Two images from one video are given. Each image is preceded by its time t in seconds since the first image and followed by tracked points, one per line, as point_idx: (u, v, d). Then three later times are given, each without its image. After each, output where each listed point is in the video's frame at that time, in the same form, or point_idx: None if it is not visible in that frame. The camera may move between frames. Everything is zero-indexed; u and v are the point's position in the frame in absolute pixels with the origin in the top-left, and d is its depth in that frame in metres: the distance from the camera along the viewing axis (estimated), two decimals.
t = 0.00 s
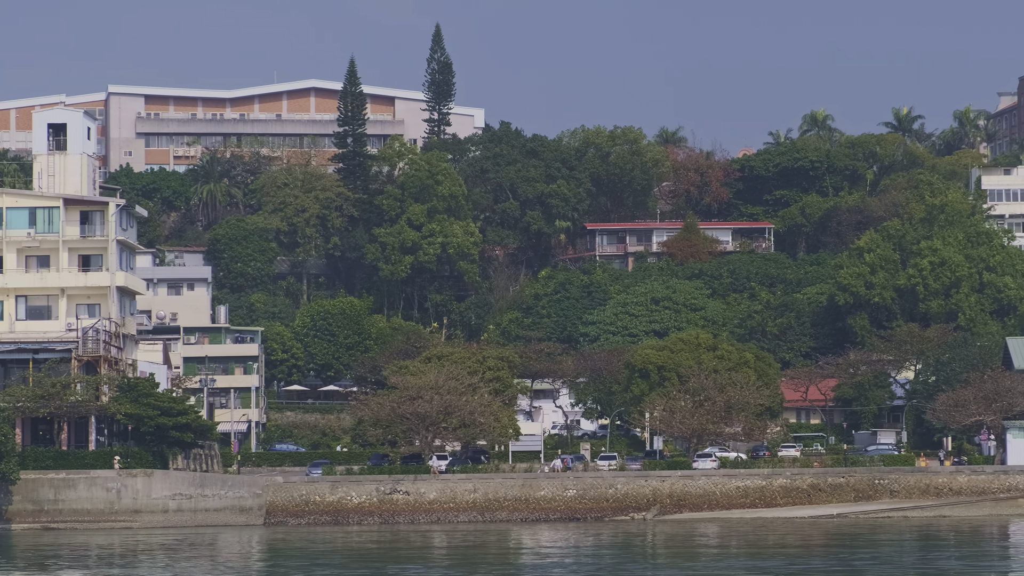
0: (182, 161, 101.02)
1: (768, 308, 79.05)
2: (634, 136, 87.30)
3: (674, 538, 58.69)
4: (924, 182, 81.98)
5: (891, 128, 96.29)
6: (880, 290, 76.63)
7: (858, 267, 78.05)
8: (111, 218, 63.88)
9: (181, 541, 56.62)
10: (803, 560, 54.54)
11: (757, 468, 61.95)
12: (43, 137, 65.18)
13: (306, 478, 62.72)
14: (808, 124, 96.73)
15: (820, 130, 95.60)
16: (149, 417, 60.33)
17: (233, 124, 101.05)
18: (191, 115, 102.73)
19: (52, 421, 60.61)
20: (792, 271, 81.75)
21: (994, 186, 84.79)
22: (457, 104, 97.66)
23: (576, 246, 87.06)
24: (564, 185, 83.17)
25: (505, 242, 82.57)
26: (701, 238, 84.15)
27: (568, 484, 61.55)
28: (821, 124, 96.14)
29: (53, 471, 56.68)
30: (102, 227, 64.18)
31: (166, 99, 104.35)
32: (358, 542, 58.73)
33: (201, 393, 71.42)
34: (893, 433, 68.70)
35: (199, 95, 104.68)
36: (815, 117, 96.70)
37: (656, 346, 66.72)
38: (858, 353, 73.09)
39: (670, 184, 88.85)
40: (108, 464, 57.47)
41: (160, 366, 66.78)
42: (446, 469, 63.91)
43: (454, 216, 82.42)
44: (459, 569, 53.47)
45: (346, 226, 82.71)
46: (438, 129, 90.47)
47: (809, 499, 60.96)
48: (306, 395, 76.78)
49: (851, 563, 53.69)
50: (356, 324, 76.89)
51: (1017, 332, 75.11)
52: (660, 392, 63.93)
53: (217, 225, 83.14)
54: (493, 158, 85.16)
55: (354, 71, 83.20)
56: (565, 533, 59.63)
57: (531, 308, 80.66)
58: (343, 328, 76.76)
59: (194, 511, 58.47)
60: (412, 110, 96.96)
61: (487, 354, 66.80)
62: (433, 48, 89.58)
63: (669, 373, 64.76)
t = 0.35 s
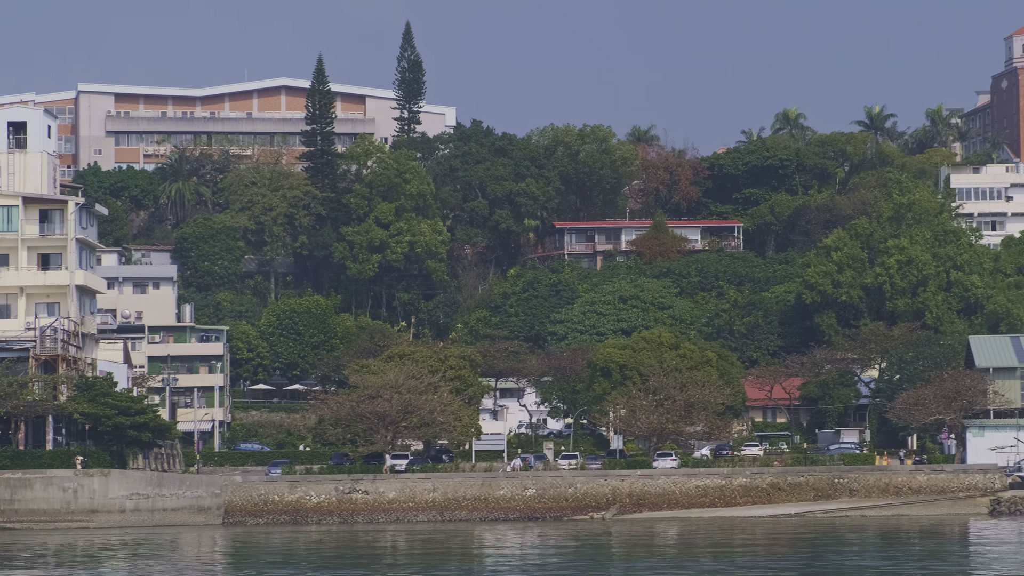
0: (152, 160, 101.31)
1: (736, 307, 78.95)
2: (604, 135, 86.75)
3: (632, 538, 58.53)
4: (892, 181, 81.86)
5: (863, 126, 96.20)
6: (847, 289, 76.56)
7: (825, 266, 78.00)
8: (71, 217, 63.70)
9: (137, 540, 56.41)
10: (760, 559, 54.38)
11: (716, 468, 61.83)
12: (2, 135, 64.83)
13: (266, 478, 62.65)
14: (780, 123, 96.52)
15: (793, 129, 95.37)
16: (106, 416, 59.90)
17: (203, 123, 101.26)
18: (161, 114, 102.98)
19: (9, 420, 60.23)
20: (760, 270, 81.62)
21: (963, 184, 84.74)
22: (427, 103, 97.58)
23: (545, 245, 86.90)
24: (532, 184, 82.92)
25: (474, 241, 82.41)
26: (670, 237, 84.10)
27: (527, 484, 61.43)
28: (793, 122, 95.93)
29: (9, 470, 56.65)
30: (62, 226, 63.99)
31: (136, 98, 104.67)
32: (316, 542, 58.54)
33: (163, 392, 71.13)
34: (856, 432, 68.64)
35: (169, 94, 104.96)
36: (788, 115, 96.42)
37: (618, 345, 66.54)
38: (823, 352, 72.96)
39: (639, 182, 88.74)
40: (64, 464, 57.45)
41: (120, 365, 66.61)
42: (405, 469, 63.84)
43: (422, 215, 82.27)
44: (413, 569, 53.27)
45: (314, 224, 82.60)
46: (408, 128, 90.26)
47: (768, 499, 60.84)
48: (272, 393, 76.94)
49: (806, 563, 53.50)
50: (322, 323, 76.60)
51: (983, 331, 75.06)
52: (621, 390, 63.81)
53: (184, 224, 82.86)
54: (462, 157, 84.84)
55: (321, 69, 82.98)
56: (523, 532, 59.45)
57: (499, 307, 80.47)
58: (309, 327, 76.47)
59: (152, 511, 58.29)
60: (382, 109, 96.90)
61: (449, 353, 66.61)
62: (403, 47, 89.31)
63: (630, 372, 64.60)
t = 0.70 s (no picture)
0: (112, 159, 101.06)
1: (693, 307, 78.88)
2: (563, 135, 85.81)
3: (580, 537, 58.45)
4: (851, 181, 81.88)
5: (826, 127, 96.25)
6: (804, 290, 76.57)
7: (782, 266, 78.03)
8: (20, 216, 63.35)
9: (82, 540, 56.08)
10: (705, 560, 54.28)
11: (665, 468, 61.77)
12: None
13: (214, 478, 62.40)
14: (743, 123, 96.44)
15: (756, 130, 95.22)
16: (53, 415, 59.14)
17: (164, 122, 101.16)
18: (122, 113, 102.75)
19: None
20: (718, 270, 81.61)
21: (921, 185, 84.84)
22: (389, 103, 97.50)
23: (504, 245, 86.81)
24: (491, 184, 82.97)
25: (432, 241, 82.40)
26: (628, 237, 83.92)
27: (477, 484, 61.29)
28: (756, 123, 95.91)
29: None
30: (10, 226, 63.63)
31: (96, 96, 104.52)
32: (263, 542, 58.29)
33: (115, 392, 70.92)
34: (809, 433, 68.73)
35: (129, 93, 104.88)
36: (750, 116, 96.18)
37: (570, 345, 66.38)
38: (776, 353, 73.02)
39: (599, 182, 88.72)
40: (10, 462, 56.79)
41: (70, 366, 66.06)
42: (355, 469, 63.73)
43: (380, 214, 82.05)
44: (357, 569, 53.03)
45: (272, 224, 82.41)
46: (369, 127, 90.01)
47: (717, 499, 60.80)
48: (227, 393, 76.26)
49: (751, 563, 53.41)
50: (278, 322, 76.39)
51: (939, 331, 75.08)
52: (571, 390, 63.68)
53: (140, 223, 82.42)
54: (421, 156, 84.54)
55: (279, 69, 82.68)
56: (471, 533, 59.25)
57: (457, 307, 80.36)
58: (264, 327, 76.18)
59: (98, 511, 58.20)
60: (343, 109, 96.84)
61: (400, 352, 66.51)
62: (363, 46, 88.95)
63: (582, 372, 64.47)
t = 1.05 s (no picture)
0: (85, 156, 101.30)
1: (664, 304, 78.73)
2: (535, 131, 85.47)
3: (542, 535, 58.35)
4: (823, 177, 81.72)
5: (801, 123, 96.04)
6: (775, 286, 76.45)
7: (753, 263, 77.94)
8: None
9: (41, 539, 55.99)
10: (665, 558, 54.17)
11: (629, 465, 61.59)
12: None
13: (177, 476, 62.19)
14: (718, 120, 96.04)
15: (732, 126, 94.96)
16: (14, 414, 58.70)
17: (137, 119, 101.41)
18: (95, 110, 102.91)
19: None
20: (690, 267, 81.49)
21: (893, 181, 84.81)
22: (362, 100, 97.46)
23: (476, 241, 86.71)
24: (462, 181, 82.76)
25: (404, 238, 82.11)
26: (600, 234, 83.67)
27: (440, 481, 61.21)
28: (731, 120, 95.60)
29: None
30: None
31: (69, 93, 105.02)
32: (224, 540, 58.12)
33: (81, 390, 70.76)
34: (775, 430, 68.56)
35: (102, 89, 105.46)
36: (726, 112, 95.94)
37: (535, 342, 66.24)
38: (744, 350, 72.88)
39: (571, 179, 88.56)
40: None
41: (34, 364, 65.63)
42: (318, 466, 63.38)
43: (352, 212, 81.99)
44: (316, 567, 52.92)
45: (242, 220, 81.66)
46: (342, 124, 89.80)
47: (681, 496, 60.55)
48: (196, 391, 76.26)
49: (710, 561, 53.31)
50: (246, 319, 76.24)
51: (910, 328, 74.98)
52: (536, 387, 63.51)
53: (111, 220, 82.46)
54: (393, 153, 84.29)
55: (249, 65, 82.37)
56: (433, 530, 59.12)
57: (428, 304, 80.29)
58: (233, 324, 76.03)
59: (60, 509, 58.61)
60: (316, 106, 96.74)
61: (365, 349, 66.48)
62: (336, 43, 88.66)
63: (547, 368, 64.29)
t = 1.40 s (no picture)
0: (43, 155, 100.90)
1: (620, 303, 78.71)
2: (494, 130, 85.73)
3: (489, 536, 58.22)
4: (780, 177, 81.72)
5: (761, 123, 96.15)
6: (730, 286, 76.47)
7: (708, 263, 77.95)
8: None
9: None
10: (609, 559, 54.10)
11: (576, 465, 61.43)
12: None
13: (124, 476, 61.82)
14: (680, 120, 95.68)
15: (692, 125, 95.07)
16: None
17: (95, 117, 101.05)
18: (53, 109, 102.65)
19: None
20: (646, 266, 81.48)
21: (850, 181, 85.04)
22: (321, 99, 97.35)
23: (433, 241, 86.57)
24: (419, 180, 82.74)
25: (360, 238, 81.86)
26: (556, 233, 83.64)
27: (387, 481, 61.01)
28: (692, 119, 95.36)
29: None
30: None
31: (27, 92, 105.08)
32: (169, 541, 57.83)
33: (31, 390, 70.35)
34: (727, 429, 68.38)
35: (59, 88, 105.40)
36: (687, 111, 95.95)
37: (485, 342, 66.08)
38: (697, 349, 72.89)
39: (528, 178, 88.57)
40: None
41: None
42: (266, 466, 63.05)
43: (308, 211, 81.78)
44: (258, 568, 52.69)
45: (197, 220, 81.37)
46: (300, 123, 89.48)
47: (628, 496, 60.50)
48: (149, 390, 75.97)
49: (654, 561, 53.25)
50: (199, 318, 76.03)
51: (865, 327, 74.96)
52: (485, 387, 63.32)
53: (66, 219, 82.13)
54: (350, 152, 83.99)
55: (205, 64, 81.94)
56: (379, 532, 58.90)
57: (384, 304, 80.19)
58: (186, 323, 75.83)
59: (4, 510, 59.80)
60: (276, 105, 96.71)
61: (314, 349, 66.22)
62: (294, 41, 88.32)
63: (496, 368, 64.12)
